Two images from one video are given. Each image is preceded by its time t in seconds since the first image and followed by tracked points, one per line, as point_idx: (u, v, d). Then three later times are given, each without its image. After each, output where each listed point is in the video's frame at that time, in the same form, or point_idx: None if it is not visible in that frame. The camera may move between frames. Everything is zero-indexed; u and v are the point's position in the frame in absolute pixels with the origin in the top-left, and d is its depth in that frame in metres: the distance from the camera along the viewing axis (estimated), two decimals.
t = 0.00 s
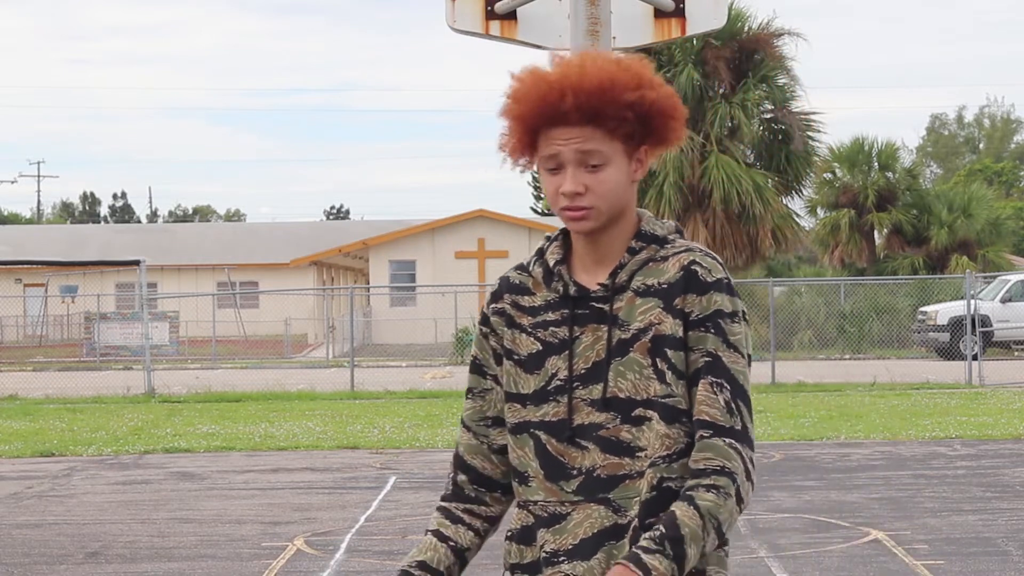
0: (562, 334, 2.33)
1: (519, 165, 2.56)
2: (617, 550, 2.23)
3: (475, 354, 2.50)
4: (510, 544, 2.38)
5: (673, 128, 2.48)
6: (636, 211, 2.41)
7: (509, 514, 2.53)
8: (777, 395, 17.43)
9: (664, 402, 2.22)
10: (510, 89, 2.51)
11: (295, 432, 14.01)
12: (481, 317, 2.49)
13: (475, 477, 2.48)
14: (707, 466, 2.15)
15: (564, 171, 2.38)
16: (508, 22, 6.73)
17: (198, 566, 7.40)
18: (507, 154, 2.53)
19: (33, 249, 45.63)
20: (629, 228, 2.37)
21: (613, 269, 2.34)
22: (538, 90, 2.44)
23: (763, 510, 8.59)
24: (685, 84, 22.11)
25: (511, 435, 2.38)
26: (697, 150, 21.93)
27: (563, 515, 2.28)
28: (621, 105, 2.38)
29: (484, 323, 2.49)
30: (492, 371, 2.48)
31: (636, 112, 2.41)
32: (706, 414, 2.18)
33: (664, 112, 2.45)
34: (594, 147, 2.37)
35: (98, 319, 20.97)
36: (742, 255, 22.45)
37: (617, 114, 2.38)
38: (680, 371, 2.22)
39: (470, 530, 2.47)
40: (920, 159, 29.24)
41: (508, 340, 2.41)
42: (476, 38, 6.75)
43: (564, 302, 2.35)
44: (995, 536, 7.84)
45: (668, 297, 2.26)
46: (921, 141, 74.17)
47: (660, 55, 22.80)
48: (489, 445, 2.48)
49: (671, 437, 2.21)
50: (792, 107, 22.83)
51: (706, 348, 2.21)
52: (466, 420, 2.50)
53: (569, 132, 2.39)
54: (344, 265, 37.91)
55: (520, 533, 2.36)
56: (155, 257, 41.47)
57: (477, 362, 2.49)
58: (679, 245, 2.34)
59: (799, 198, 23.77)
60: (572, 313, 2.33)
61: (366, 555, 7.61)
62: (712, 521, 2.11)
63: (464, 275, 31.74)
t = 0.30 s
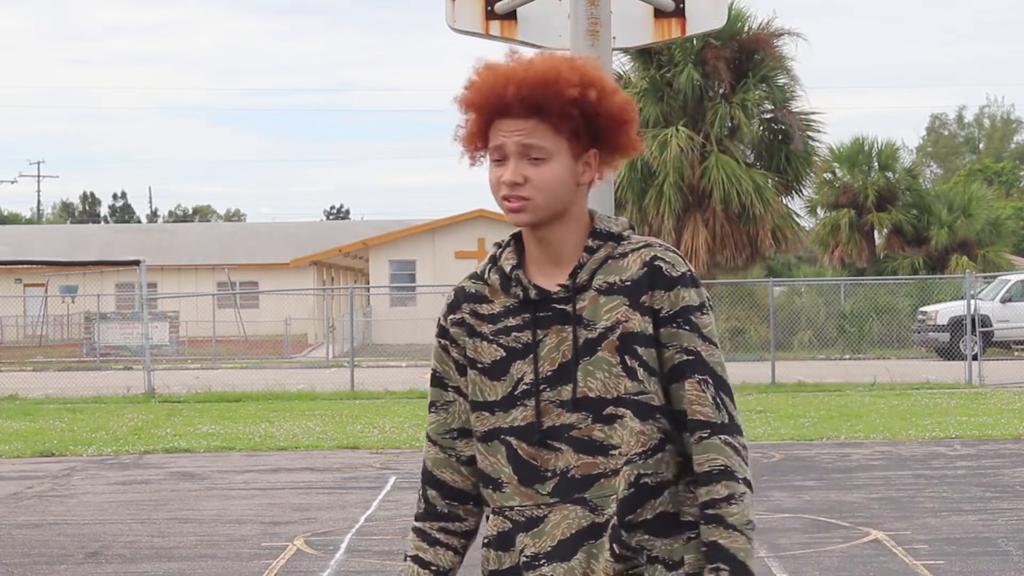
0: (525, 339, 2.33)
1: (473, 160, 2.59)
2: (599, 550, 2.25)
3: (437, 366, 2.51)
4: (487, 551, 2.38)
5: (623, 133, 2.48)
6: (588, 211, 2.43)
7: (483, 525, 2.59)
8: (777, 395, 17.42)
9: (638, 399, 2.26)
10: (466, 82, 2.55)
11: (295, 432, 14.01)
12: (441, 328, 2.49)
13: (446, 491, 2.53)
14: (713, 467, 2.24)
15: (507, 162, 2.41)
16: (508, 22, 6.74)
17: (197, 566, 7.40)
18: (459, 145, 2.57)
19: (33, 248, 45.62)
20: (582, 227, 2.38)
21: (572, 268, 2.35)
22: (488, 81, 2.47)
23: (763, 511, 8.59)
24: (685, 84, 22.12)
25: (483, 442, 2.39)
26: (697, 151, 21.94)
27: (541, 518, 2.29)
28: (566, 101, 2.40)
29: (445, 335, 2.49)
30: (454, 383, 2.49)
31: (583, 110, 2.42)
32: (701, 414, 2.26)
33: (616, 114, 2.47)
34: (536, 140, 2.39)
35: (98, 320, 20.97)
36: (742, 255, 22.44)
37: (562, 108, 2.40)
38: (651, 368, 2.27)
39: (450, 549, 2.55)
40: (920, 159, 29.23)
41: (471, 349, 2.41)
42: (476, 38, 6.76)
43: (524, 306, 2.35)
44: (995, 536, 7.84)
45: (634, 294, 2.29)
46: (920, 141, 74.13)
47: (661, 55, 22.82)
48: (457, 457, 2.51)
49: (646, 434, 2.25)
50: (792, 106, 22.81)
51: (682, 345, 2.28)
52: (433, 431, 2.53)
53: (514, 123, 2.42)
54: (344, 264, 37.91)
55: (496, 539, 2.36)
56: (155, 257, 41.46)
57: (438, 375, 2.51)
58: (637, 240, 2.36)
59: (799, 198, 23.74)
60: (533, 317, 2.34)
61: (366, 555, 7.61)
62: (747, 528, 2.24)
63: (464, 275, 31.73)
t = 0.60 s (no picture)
0: (511, 347, 2.33)
1: (448, 160, 2.60)
2: (598, 551, 2.24)
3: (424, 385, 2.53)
4: (485, 559, 2.35)
5: (595, 133, 2.51)
6: (564, 210, 2.42)
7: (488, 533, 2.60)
8: (777, 395, 17.42)
9: (632, 400, 2.27)
10: (442, 81, 2.55)
11: (296, 432, 14.01)
12: (424, 343, 2.49)
13: (446, 505, 2.55)
14: (763, 439, 2.39)
15: (485, 156, 2.39)
16: (508, 22, 6.74)
17: (197, 566, 7.40)
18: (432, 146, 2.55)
19: (33, 248, 45.63)
20: (559, 231, 2.37)
21: (554, 272, 2.34)
22: (467, 77, 2.49)
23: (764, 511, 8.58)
24: (685, 84, 22.14)
25: (477, 452, 2.38)
26: (697, 151, 21.96)
27: (536, 522, 2.26)
28: (546, 93, 2.42)
29: (430, 350, 2.48)
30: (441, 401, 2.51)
31: (559, 105, 2.44)
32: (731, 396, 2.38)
33: (592, 115, 2.50)
34: (514, 134, 2.38)
35: (98, 319, 20.98)
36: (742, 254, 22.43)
37: (541, 100, 2.42)
38: (647, 368, 2.30)
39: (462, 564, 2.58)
40: (920, 159, 29.23)
41: (457, 362, 2.40)
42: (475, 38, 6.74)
43: (508, 313, 2.34)
44: (995, 536, 7.84)
45: (622, 295, 2.30)
46: (920, 141, 74.13)
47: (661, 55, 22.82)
48: (450, 473, 2.53)
49: (641, 435, 2.27)
50: (792, 107, 22.82)
51: (689, 338, 2.34)
52: (424, 450, 2.56)
53: (493, 116, 2.42)
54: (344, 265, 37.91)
55: (493, 545, 2.34)
56: (155, 258, 41.46)
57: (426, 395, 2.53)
58: (617, 239, 2.38)
59: (799, 198, 23.75)
60: (518, 324, 2.33)
61: (366, 555, 7.61)
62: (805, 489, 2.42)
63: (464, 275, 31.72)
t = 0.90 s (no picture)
0: (529, 345, 2.33)
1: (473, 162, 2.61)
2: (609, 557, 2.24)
3: (441, 377, 2.53)
4: (496, 559, 2.36)
5: (624, 129, 2.51)
6: (590, 210, 2.44)
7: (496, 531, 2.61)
8: (776, 395, 17.41)
9: (645, 404, 2.27)
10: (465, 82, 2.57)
11: (295, 432, 14.01)
12: (443, 335, 2.50)
13: (455, 498, 2.56)
14: (754, 464, 2.32)
15: (511, 156, 2.41)
16: (508, 22, 6.76)
17: (196, 566, 7.40)
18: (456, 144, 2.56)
19: (33, 247, 45.64)
20: (584, 230, 2.39)
21: (575, 272, 2.36)
22: (490, 77, 2.49)
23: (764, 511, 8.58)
24: (685, 84, 22.14)
25: (490, 450, 2.39)
26: (697, 151, 21.96)
27: (548, 523, 2.27)
28: (569, 92, 2.42)
29: (447, 343, 2.49)
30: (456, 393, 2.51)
31: (583, 103, 2.44)
32: (730, 415, 2.33)
33: (618, 111, 2.49)
34: (540, 133, 2.40)
35: (98, 320, 20.97)
36: (742, 254, 22.44)
37: (565, 100, 2.42)
38: (660, 372, 2.30)
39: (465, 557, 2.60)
40: (920, 159, 29.22)
41: (475, 356, 2.41)
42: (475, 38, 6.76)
43: (528, 311, 2.35)
44: (995, 537, 7.83)
45: (640, 298, 2.30)
46: (920, 141, 74.12)
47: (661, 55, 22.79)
48: (462, 466, 2.54)
49: (653, 440, 2.26)
50: (792, 107, 22.82)
51: (697, 348, 2.32)
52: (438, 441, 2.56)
53: (517, 117, 2.43)
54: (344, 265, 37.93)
55: (504, 546, 2.35)
56: (155, 258, 41.47)
57: (442, 386, 2.53)
58: (640, 242, 2.38)
59: (799, 198, 23.75)
60: (537, 321, 2.34)
61: (365, 555, 7.61)
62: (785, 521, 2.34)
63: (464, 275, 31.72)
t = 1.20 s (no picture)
0: (587, 333, 2.31)
1: (553, 160, 2.58)
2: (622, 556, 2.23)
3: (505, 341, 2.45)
4: (518, 538, 2.39)
5: (705, 125, 2.46)
6: (672, 212, 2.39)
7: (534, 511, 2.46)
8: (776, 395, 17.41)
9: (680, 412, 2.22)
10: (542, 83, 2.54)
11: (295, 432, 14.01)
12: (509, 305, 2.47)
13: (505, 466, 2.43)
14: (716, 483, 2.15)
15: (592, 158, 2.38)
16: (509, 22, 6.75)
17: (197, 566, 7.40)
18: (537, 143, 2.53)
19: (33, 247, 45.64)
20: (664, 231, 2.35)
21: (645, 270, 2.32)
22: (567, 78, 2.46)
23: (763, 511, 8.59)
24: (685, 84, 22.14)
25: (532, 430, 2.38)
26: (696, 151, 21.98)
27: (571, 513, 2.28)
28: (648, 91, 2.38)
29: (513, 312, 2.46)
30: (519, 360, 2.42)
31: (663, 102, 2.40)
32: (717, 433, 2.18)
33: (700, 105, 2.44)
34: (621, 133, 2.36)
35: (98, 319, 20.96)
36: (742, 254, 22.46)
37: (644, 99, 2.38)
38: (699, 384, 2.22)
39: (504, 524, 2.42)
40: (920, 159, 29.23)
41: (535, 331, 2.39)
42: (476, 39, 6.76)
43: (593, 300, 2.33)
44: (995, 537, 7.83)
45: (695, 308, 2.24)
46: (920, 141, 74.14)
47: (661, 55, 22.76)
48: (518, 433, 2.42)
49: (682, 447, 2.21)
50: (792, 107, 22.85)
51: (720, 363, 2.21)
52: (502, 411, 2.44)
53: (597, 117, 2.40)
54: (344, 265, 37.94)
55: (527, 527, 2.37)
56: (155, 258, 41.48)
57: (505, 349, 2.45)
58: (715, 256, 2.30)
59: (799, 198, 23.78)
60: (600, 311, 2.31)
61: (366, 555, 7.60)
62: (721, 550, 2.13)
63: (465, 275, 31.73)
